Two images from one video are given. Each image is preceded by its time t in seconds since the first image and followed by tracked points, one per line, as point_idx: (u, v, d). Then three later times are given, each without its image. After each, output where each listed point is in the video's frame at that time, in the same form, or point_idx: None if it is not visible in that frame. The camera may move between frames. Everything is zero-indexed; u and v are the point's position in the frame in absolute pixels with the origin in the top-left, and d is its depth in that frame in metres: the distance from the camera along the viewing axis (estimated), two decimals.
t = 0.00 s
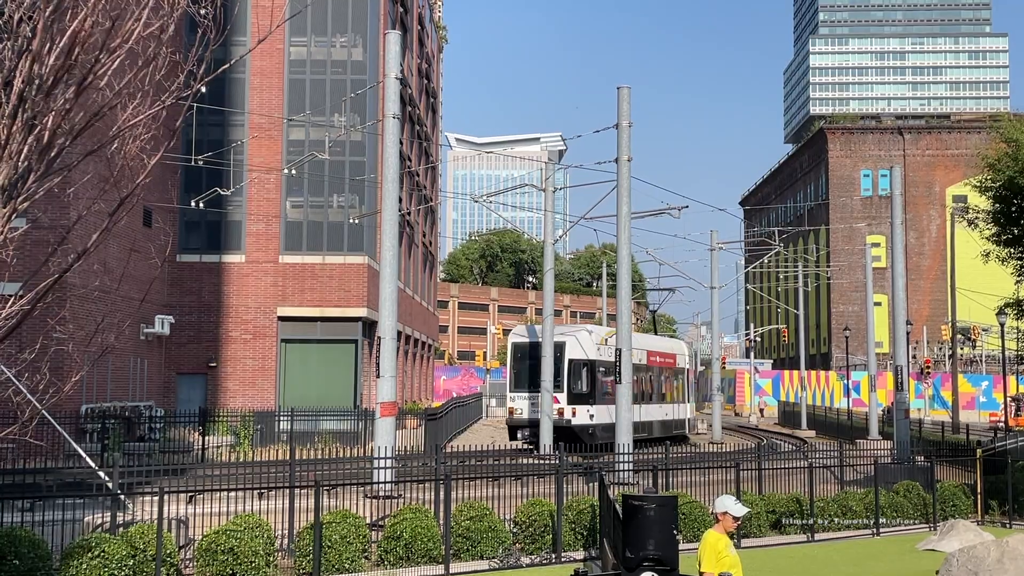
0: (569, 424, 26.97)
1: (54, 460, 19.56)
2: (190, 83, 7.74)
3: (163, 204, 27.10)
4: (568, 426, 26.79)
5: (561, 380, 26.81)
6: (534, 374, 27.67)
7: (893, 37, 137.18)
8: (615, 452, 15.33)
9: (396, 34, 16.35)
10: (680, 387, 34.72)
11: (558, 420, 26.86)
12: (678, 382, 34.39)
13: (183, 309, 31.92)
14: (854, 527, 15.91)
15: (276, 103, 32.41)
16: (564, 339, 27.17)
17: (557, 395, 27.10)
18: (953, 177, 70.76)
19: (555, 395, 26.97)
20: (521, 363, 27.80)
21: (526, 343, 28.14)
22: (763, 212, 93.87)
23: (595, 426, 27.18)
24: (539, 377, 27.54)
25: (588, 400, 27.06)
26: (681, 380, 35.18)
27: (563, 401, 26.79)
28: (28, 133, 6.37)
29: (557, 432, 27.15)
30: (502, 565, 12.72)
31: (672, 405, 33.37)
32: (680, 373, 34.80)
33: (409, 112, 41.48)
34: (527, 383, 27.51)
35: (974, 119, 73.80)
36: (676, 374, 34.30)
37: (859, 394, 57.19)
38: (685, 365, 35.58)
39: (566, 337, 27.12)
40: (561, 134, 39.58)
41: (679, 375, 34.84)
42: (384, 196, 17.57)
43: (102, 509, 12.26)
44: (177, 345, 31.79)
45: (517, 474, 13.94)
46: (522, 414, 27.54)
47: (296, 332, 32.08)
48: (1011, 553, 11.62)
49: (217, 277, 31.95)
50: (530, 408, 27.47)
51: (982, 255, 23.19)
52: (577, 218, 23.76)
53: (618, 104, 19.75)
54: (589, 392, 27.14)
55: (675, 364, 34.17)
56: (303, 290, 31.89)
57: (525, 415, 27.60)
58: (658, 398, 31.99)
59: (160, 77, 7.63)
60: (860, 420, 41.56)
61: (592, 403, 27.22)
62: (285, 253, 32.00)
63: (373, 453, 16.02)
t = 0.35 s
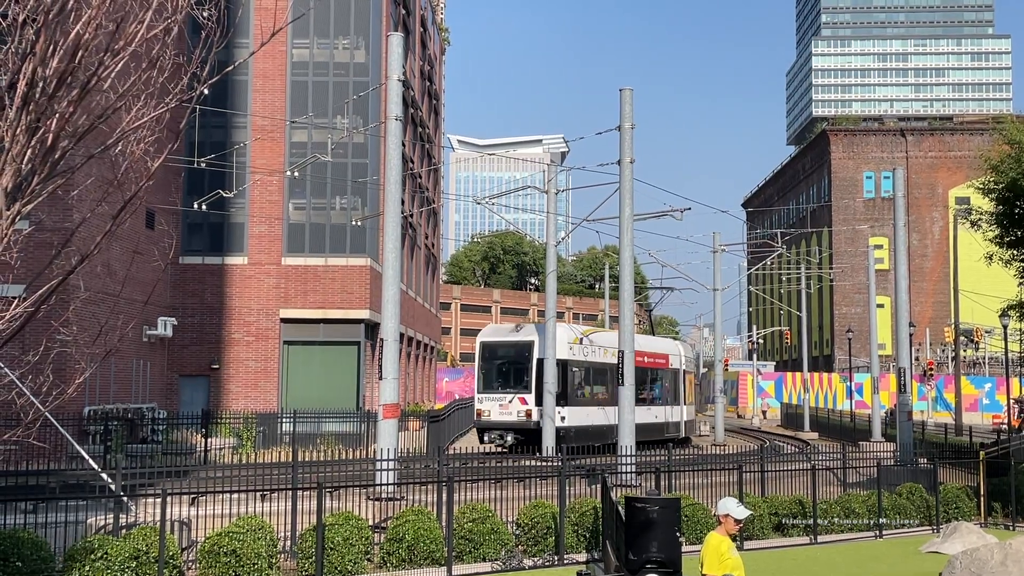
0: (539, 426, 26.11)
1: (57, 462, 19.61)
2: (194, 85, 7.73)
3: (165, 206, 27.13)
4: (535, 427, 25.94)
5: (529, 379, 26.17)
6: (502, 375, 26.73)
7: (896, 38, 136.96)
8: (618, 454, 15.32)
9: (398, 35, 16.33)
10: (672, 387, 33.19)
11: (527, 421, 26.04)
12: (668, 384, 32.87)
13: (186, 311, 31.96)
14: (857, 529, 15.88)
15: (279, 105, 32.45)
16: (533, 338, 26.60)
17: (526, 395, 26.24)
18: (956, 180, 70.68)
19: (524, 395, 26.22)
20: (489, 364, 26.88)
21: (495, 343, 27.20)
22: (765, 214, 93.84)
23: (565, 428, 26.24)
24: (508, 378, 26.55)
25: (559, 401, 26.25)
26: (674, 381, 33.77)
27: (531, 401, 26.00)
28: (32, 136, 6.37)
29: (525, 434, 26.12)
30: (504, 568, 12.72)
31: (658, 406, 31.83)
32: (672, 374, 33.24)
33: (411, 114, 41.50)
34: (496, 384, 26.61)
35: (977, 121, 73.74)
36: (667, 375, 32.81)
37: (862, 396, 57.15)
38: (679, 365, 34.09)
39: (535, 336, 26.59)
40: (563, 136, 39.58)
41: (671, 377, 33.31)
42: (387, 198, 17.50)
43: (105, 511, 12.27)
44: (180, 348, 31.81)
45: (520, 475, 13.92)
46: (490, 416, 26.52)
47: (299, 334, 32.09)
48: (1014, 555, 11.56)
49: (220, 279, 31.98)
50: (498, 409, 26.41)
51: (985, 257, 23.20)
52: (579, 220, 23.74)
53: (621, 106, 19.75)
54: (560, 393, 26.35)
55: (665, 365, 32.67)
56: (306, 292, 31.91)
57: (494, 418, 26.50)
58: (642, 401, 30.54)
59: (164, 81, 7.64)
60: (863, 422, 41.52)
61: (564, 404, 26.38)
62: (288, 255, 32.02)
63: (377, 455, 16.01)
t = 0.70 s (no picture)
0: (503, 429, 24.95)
1: (60, 464, 19.63)
2: (197, 88, 7.73)
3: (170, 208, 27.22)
4: (499, 431, 24.77)
5: (494, 380, 24.95)
6: (467, 375, 25.41)
7: (899, 40, 136.65)
8: (623, 455, 15.32)
9: (402, 37, 16.34)
10: (663, 387, 31.91)
11: (490, 423, 24.83)
12: (657, 384, 31.48)
13: (190, 313, 32.00)
14: (861, 532, 15.86)
15: (283, 108, 32.52)
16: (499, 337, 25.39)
17: (491, 395, 24.95)
18: (960, 181, 70.56)
19: (486, 396, 24.99)
20: (454, 364, 25.52)
21: (461, 342, 25.92)
22: (769, 216, 93.76)
23: (531, 430, 25.13)
24: (472, 378, 25.23)
25: (525, 402, 25.11)
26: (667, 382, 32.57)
27: (494, 403, 24.80)
28: (37, 141, 6.38)
29: (489, 436, 24.89)
30: (508, 570, 12.74)
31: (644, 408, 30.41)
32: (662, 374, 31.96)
33: (415, 116, 41.51)
34: (460, 384, 25.27)
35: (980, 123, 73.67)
36: (656, 375, 31.43)
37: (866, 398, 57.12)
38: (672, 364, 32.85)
39: (501, 335, 25.34)
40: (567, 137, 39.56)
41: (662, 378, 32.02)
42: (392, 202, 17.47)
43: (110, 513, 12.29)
44: (184, 349, 31.84)
45: (524, 477, 13.93)
46: (454, 418, 25.22)
47: (303, 336, 32.14)
48: (1019, 557, 11.60)
49: (224, 281, 32.03)
50: (462, 410, 25.12)
51: (988, 259, 23.17)
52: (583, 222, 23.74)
53: (624, 108, 19.76)
54: (526, 394, 25.21)
55: (654, 365, 31.39)
56: (310, 294, 31.95)
57: (457, 419, 25.26)
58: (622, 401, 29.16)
59: (168, 83, 7.65)
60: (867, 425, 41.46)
61: (530, 406, 25.27)
62: (292, 257, 32.06)
63: (380, 457, 15.98)
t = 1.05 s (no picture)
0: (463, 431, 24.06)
1: (66, 466, 19.61)
2: (202, 90, 7.70)
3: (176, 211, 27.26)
4: (458, 433, 23.89)
5: (453, 380, 24.00)
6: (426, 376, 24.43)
7: (904, 42, 136.36)
8: (627, 458, 15.30)
9: (407, 39, 16.32)
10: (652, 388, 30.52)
11: (449, 425, 23.90)
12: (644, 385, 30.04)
13: (195, 316, 32.03)
14: (867, 536, 15.80)
15: (288, 110, 32.54)
16: (460, 336, 24.45)
17: (449, 397, 23.97)
18: (965, 183, 70.45)
19: (445, 397, 24.01)
20: (414, 364, 24.51)
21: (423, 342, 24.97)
22: (774, 218, 93.70)
23: (492, 432, 24.22)
24: (431, 379, 24.26)
25: (486, 404, 24.23)
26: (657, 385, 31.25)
27: (454, 404, 23.86)
28: (43, 143, 6.38)
29: (449, 439, 23.95)
30: (513, 572, 12.72)
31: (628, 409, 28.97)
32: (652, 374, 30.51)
33: (419, 118, 41.55)
34: (418, 386, 24.29)
35: (986, 124, 73.55)
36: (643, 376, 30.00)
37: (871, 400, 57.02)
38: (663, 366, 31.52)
39: (462, 334, 24.35)
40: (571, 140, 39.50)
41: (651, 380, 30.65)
42: (397, 204, 17.40)
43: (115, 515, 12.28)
44: (189, 351, 31.87)
45: (528, 480, 13.90)
46: (414, 421, 24.19)
47: (307, 338, 32.15)
48: None
49: (229, 283, 32.05)
50: (421, 413, 24.11)
51: (994, 261, 23.08)
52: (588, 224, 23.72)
53: (629, 111, 19.75)
54: (488, 395, 24.32)
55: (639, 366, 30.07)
56: (314, 296, 31.96)
57: (417, 422, 24.27)
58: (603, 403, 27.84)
59: (172, 84, 7.64)
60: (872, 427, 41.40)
61: (491, 407, 24.40)
62: (296, 260, 32.06)
63: (385, 460, 15.94)
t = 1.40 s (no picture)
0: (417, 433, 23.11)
1: (71, 468, 19.62)
2: (208, 93, 7.70)
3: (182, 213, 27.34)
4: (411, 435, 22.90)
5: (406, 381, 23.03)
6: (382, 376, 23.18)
7: (910, 43, 136.01)
8: (632, 460, 15.31)
9: (412, 41, 16.32)
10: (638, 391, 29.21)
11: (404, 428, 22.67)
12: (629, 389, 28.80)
13: (201, 317, 32.08)
14: (872, 537, 15.79)
15: (293, 112, 32.59)
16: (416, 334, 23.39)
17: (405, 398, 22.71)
18: (971, 184, 70.37)
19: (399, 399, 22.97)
20: (368, 363, 23.44)
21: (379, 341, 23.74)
22: (780, 219, 93.62)
23: (448, 434, 23.32)
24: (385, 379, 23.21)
25: (442, 405, 23.31)
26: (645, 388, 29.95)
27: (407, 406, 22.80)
28: (50, 145, 6.39)
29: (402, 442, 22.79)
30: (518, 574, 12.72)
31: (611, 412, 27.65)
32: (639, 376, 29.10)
33: (425, 119, 41.59)
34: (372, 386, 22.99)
35: (992, 125, 73.42)
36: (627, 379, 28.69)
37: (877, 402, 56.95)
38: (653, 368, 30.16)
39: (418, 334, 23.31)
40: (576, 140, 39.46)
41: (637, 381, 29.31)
42: (402, 205, 17.36)
43: (122, 516, 12.30)
44: (195, 353, 31.92)
45: (534, 482, 13.88)
46: (368, 422, 22.74)
47: (313, 339, 32.27)
48: None
49: (235, 285, 32.10)
50: (377, 415, 22.69)
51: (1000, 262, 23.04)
52: (593, 225, 23.72)
53: (634, 112, 19.75)
54: (444, 395, 23.39)
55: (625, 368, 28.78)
56: (320, 297, 32.02)
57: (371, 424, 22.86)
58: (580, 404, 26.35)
59: (178, 87, 7.63)
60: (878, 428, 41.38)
61: (448, 408, 23.42)
62: (301, 261, 32.13)
63: (390, 462, 15.92)
